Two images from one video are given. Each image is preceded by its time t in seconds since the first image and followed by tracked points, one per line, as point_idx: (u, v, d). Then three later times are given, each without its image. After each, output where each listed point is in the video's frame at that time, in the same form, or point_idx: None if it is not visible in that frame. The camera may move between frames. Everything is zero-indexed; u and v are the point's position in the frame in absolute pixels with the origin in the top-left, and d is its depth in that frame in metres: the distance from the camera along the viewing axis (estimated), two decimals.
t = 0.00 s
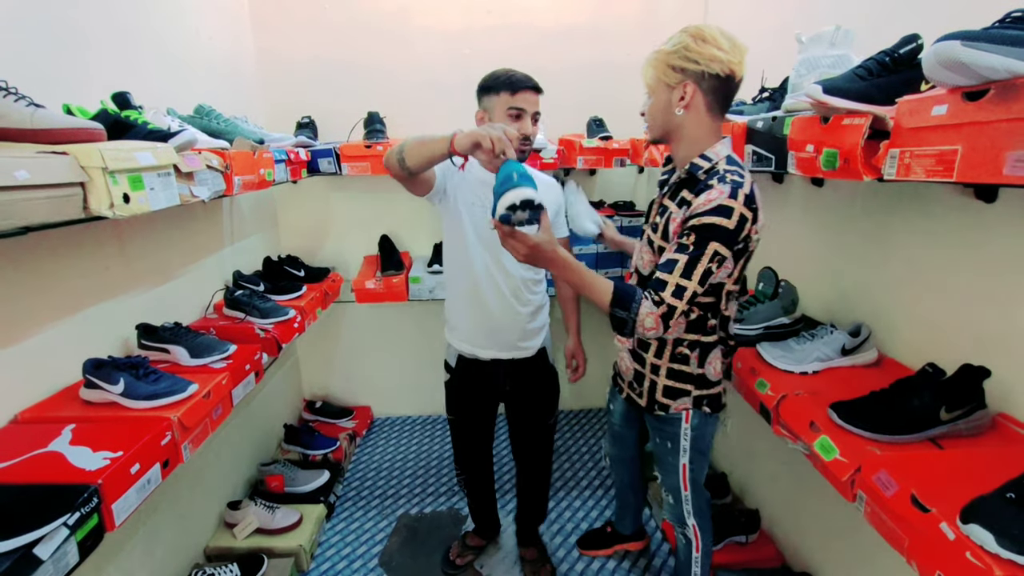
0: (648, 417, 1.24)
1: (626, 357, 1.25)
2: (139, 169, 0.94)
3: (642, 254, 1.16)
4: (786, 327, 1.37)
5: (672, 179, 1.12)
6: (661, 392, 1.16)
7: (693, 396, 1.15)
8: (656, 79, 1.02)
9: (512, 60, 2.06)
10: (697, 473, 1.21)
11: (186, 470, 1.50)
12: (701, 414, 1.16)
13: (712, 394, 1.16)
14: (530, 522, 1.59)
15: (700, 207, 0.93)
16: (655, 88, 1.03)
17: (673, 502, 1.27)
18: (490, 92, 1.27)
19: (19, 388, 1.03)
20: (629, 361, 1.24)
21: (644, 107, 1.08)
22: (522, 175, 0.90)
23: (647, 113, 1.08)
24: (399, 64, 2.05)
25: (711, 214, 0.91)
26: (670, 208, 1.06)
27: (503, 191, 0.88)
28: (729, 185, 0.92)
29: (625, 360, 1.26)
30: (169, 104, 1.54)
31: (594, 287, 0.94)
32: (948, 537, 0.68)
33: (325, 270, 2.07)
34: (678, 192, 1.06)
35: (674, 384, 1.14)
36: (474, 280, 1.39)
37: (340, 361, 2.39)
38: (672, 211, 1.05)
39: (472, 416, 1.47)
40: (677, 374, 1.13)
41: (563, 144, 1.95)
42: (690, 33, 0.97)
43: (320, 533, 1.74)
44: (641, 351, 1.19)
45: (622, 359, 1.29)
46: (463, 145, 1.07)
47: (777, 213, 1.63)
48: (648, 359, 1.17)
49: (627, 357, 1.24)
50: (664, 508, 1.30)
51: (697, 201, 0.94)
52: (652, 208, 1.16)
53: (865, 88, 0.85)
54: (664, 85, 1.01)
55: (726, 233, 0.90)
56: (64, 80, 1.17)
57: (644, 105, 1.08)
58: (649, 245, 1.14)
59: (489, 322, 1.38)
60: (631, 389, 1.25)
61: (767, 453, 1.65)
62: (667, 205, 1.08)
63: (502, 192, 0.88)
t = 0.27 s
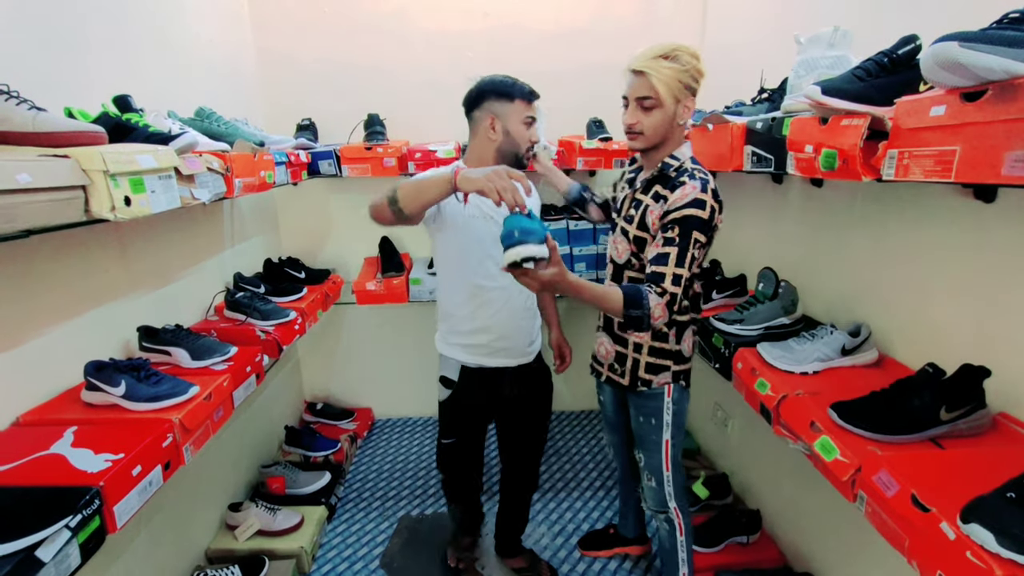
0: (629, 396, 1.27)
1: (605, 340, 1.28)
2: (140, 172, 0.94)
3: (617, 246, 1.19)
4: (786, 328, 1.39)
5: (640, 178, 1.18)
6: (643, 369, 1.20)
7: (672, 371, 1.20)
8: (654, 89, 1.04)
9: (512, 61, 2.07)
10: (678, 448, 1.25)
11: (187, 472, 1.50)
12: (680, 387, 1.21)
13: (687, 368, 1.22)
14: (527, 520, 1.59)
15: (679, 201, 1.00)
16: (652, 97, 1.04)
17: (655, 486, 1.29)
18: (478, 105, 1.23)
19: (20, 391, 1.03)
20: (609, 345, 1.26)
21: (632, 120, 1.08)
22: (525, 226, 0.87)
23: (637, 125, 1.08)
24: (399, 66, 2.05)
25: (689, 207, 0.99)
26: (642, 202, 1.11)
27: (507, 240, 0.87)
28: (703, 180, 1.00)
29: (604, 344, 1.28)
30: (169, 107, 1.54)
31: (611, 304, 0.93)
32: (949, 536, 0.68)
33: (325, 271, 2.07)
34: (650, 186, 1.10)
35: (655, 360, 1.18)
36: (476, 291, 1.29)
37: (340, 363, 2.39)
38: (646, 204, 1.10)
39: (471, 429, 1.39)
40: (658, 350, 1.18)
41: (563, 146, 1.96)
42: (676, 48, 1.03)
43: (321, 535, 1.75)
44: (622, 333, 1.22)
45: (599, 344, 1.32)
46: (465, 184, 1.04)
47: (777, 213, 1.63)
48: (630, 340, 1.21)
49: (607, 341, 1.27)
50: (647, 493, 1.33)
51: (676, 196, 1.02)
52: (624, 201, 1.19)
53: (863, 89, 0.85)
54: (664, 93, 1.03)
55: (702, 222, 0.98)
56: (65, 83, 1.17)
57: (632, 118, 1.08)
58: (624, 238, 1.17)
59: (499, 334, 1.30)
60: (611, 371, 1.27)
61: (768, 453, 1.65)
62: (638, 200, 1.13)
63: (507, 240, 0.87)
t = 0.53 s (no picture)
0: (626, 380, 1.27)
1: (600, 327, 1.27)
2: (136, 171, 0.94)
3: (603, 237, 1.19)
4: (784, 326, 1.40)
5: (619, 172, 1.18)
6: (641, 352, 1.21)
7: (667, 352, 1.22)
8: (658, 95, 1.05)
9: (510, 60, 2.07)
10: (670, 433, 1.26)
11: (184, 472, 1.50)
12: (675, 368, 1.23)
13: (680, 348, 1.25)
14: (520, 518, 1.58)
15: (671, 192, 1.04)
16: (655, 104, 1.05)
17: (647, 471, 1.29)
18: (475, 108, 1.20)
19: (16, 391, 1.02)
20: (605, 333, 1.26)
21: (630, 125, 1.08)
22: (542, 267, 1.05)
23: (635, 131, 1.08)
24: (397, 65, 2.05)
25: (681, 197, 1.03)
26: (628, 192, 1.12)
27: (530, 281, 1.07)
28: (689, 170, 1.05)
29: (599, 332, 1.27)
30: (167, 106, 1.54)
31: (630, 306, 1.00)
32: (946, 534, 0.69)
33: (323, 271, 2.07)
34: (635, 177, 1.11)
35: (653, 342, 1.20)
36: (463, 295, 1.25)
37: (338, 362, 2.39)
38: (633, 195, 1.11)
39: (472, 433, 1.35)
40: (655, 333, 1.20)
41: (561, 145, 1.96)
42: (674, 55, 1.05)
43: (319, 534, 1.74)
44: (618, 319, 1.23)
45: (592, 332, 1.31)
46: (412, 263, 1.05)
47: (775, 213, 1.63)
48: (626, 325, 1.22)
49: (602, 328, 1.26)
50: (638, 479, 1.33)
51: (666, 188, 1.05)
52: (607, 192, 1.18)
53: (861, 88, 0.85)
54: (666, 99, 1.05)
55: (695, 210, 1.03)
56: (62, 82, 1.17)
57: (631, 124, 1.07)
58: (612, 228, 1.16)
59: (490, 334, 1.28)
60: (609, 358, 1.27)
61: (765, 451, 1.66)
62: (622, 192, 1.13)
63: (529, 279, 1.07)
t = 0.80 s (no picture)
0: (628, 381, 1.27)
1: (600, 328, 1.27)
2: (133, 167, 0.93)
3: (600, 238, 1.19)
4: (782, 324, 1.40)
5: (614, 171, 1.18)
6: (642, 352, 1.21)
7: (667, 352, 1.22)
8: (659, 99, 1.05)
9: (509, 58, 2.06)
10: (670, 434, 1.26)
11: (181, 469, 1.50)
12: (675, 369, 1.23)
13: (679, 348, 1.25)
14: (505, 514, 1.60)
15: (668, 191, 1.03)
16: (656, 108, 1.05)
17: (643, 475, 1.29)
18: (451, 108, 1.24)
19: (12, 387, 1.02)
20: (604, 333, 1.26)
21: (630, 129, 1.08)
22: (560, 268, 0.94)
23: (635, 135, 1.08)
24: (396, 62, 2.05)
25: (679, 196, 1.02)
26: (624, 192, 1.11)
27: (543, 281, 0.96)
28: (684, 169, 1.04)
29: (598, 332, 1.27)
30: (164, 102, 1.53)
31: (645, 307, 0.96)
32: (940, 531, 0.69)
33: (320, 268, 2.06)
34: (631, 177, 1.11)
35: (653, 342, 1.20)
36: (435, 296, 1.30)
37: (336, 360, 2.38)
38: (630, 195, 1.10)
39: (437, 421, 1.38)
40: (655, 333, 1.19)
41: (560, 143, 1.95)
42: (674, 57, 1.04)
43: (316, 532, 1.74)
44: (617, 319, 1.23)
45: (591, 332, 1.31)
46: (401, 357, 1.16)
47: (773, 211, 1.63)
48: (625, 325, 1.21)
49: (602, 328, 1.26)
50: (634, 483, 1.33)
51: (663, 187, 1.04)
52: (602, 193, 1.17)
53: (859, 86, 0.86)
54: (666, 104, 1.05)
55: (695, 208, 1.02)
56: (59, 78, 1.16)
57: (631, 128, 1.08)
58: (610, 230, 1.16)
59: (457, 331, 1.34)
60: (609, 359, 1.26)
61: (762, 450, 1.66)
62: (619, 191, 1.13)
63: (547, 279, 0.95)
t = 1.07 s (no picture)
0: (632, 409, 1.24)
1: (604, 353, 1.24)
2: (134, 166, 0.94)
3: (609, 255, 1.15)
4: (781, 325, 1.40)
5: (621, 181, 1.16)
6: (647, 382, 1.18)
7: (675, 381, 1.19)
8: (666, 98, 1.01)
9: (510, 58, 2.07)
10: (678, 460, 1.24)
11: (182, 467, 1.50)
12: (683, 396, 1.20)
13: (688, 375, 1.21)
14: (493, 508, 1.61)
15: (681, 209, 0.97)
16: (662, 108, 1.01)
17: (652, 496, 1.29)
18: (422, 106, 1.26)
19: (14, 385, 1.03)
20: (609, 359, 1.23)
21: (636, 131, 1.04)
22: (566, 302, 0.85)
23: (641, 137, 1.04)
24: (396, 61, 2.05)
25: (695, 214, 0.96)
26: (634, 208, 1.07)
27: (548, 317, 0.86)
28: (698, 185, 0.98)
29: (602, 357, 1.25)
30: (165, 101, 1.53)
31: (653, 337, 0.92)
32: (938, 532, 0.69)
33: (321, 268, 2.07)
34: (642, 192, 1.06)
35: (659, 371, 1.16)
36: (421, 290, 1.34)
37: (336, 359, 2.39)
38: (640, 211, 1.06)
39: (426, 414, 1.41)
40: (661, 361, 1.16)
41: (560, 144, 1.96)
42: (680, 53, 1.00)
43: (316, 531, 1.75)
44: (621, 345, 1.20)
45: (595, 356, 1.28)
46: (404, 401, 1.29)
47: (773, 212, 1.63)
48: (630, 351, 1.18)
49: (606, 354, 1.23)
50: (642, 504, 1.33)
51: (675, 205, 0.98)
52: (612, 208, 1.13)
53: (858, 88, 0.86)
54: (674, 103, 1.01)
55: (711, 226, 0.96)
56: (61, 77, 1.17)
57: (637, 130, 1.03)
58: (619, 247, 1.12)
59: (445, 322, 1.39)
60: (613, 385, 1.24)
61: (761, 450, 1.66)
62: (628, 206, 1.09)
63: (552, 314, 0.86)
